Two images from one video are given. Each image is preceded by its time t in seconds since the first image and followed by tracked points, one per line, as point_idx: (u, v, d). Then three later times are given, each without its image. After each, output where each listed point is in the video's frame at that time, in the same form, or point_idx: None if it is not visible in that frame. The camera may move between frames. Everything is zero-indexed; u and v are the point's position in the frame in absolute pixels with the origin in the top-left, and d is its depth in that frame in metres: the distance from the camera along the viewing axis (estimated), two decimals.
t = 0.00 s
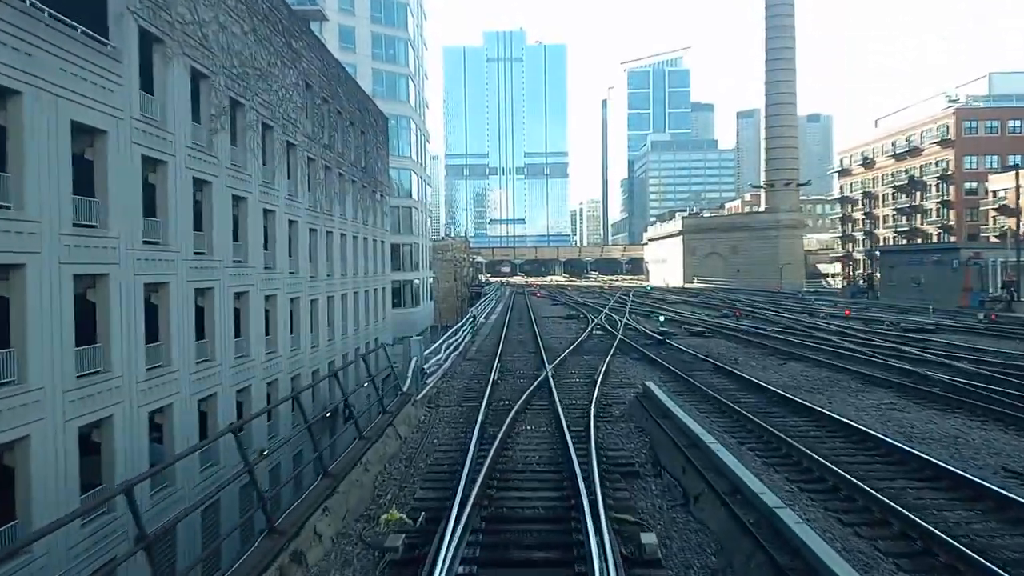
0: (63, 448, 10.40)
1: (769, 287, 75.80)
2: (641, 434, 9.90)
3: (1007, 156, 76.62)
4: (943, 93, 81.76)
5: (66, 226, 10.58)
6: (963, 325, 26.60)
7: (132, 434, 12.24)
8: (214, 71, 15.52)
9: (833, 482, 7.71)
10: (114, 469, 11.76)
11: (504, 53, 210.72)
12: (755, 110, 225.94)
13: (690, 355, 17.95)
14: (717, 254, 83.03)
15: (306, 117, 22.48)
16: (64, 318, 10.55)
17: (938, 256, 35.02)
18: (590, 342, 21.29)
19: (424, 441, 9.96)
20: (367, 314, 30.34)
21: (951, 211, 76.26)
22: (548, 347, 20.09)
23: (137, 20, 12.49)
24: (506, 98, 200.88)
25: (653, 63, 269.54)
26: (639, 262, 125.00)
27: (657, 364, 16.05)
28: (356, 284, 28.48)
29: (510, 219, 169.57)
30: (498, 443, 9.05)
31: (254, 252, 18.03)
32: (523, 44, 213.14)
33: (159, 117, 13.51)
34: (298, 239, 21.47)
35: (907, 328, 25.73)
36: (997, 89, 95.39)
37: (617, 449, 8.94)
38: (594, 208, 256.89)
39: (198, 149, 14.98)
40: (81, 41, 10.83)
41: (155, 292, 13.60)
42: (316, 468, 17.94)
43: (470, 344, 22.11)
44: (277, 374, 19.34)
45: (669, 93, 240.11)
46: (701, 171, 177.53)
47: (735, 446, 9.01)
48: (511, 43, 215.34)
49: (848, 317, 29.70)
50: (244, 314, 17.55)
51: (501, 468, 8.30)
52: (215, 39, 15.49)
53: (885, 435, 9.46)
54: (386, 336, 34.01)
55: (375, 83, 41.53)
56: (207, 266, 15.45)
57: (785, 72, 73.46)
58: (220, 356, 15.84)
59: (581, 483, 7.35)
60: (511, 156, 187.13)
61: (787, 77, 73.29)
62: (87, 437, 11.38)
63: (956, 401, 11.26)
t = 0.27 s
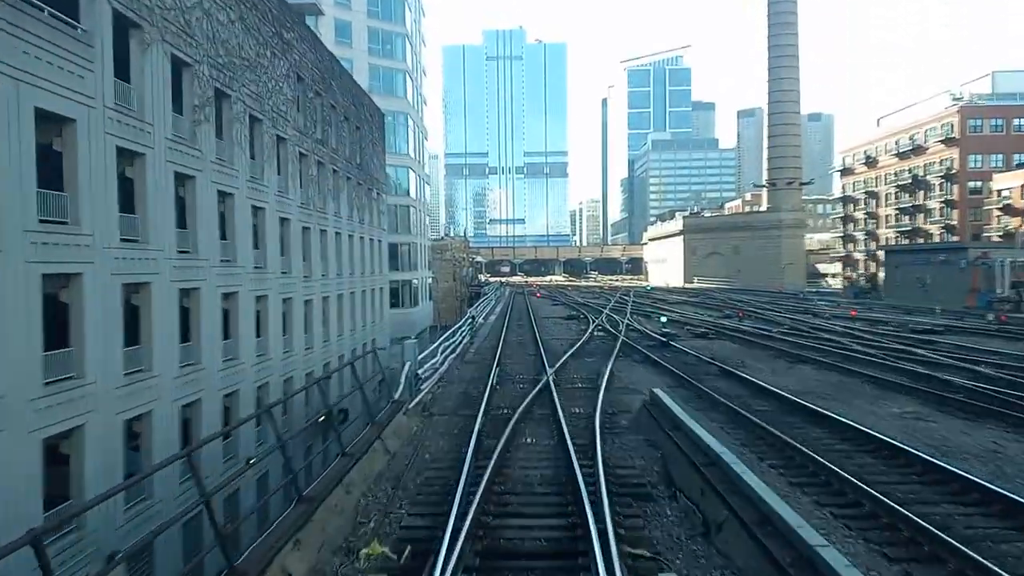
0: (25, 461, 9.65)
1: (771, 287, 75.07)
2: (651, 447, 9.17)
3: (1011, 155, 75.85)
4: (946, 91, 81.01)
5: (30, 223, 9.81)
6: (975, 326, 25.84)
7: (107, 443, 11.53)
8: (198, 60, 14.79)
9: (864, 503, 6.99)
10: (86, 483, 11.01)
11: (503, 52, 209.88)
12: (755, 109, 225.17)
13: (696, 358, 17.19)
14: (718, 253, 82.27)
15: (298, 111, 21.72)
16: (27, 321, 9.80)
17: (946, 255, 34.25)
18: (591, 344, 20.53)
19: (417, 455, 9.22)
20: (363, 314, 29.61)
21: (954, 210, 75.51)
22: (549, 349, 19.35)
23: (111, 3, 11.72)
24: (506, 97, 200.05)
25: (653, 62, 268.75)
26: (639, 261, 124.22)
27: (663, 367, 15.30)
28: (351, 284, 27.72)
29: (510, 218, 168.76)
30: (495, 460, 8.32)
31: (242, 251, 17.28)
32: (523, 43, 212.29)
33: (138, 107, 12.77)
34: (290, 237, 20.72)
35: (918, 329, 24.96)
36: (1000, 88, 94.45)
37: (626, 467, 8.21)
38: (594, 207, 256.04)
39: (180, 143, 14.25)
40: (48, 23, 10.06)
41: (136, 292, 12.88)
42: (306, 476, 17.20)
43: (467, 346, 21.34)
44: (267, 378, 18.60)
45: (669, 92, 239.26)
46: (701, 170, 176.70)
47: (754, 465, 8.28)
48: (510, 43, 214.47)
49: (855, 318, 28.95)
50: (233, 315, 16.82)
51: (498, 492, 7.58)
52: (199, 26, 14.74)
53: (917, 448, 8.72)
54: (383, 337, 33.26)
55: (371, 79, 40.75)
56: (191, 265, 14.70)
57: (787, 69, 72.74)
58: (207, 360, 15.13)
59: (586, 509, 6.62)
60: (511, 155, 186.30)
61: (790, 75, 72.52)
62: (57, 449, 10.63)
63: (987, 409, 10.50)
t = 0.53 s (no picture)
0: None
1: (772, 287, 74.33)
2: (662, 462, 8.49)
3: (1014, 155, 75.14)
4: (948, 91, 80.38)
5: None
6: (987, 328, 25.14)
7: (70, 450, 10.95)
8: (179, 48, 14.18)
9: (907, 531, 6.28)
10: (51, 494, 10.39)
11: (503, 52, 209.34)
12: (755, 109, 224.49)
13: (705, 363, 16.51)
14: (720, 254, 81.68)
15: (292, 106, 21.09)
16: None
17: (955, 255, 33.52)
18: (595, 347, 19.86)
19: (409, 469, 8.55)
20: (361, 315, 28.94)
21: (956, 210, 74.85)
22: (549, 353, 18.68)
23: None
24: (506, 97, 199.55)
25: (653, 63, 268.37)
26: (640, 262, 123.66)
27: (671, 373, 14.63)
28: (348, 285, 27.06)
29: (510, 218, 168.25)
30: (493, 479, 7.65)
31: (228, 249, 16.59)
32: (524, 43, 211.75)
33: (111, 96, 12.09)
34: (282, 236, 20.06)
35: (929, 331, 24.27)
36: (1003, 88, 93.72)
37: (637, 486, 7.53)
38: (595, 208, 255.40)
39: (162, 135, 13.62)
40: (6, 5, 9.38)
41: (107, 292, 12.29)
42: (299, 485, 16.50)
43: (465, 348, 20.66)
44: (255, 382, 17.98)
45: (670, 92, 238.29)
46: (701, 171, 176.14)
47: (776, 482, 7.60)
48: (511, 43, 214.05)
49: (865, 321, 28.26)
50: (218, 316, 16.21)
51: (496, 515, 6.90)
52: (180, 13, 14.07)
53: (949, 464, 8.03)
54: (380, 339, 32.59)
55: (369, 77, 40.10)
56: (171, 264, 14.00)
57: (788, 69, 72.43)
58: (186, 362, 14.54)
59: (594, 539, 5.93)
60: (511, 155, 185.77)
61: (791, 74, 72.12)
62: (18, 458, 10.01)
63: (1018, 420, 9.82)
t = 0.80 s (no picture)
0: None
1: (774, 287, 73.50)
2: (677, 482, 7.68)
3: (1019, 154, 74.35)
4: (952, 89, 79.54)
5: None
6: (1002, 330, 24.36)
7: (43, 469, 10.03)
8: (164, 35, 13.34)
9: (963, 571, 5.51)
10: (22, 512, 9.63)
11: (503, 50, 208.29)
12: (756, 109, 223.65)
13: (713, 366, 15.71)
14: (722, 253, 80.80)
15: (282, 98, 20.27)
16: None
17: (965, 255, 32.73)
18: (597, 349, 19.06)
19: (396, 491, 7.73)
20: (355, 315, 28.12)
21: (961, 210, 74.04)
22: (551, 356, 17.90)
23: None
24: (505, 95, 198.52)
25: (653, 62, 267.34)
26: (640, 261, 122.75)
27: (679, 378, 13.82)
28: (343, 284, 26.28)
29: (509, 218, 167.33)
30: (490, 505, 6.84)
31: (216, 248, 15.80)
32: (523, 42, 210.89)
33: (91, 87, 11.29)
34: (271, 234, 19.24)
35: (942, 333, 23.48)
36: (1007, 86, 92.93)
37: (651, 514, 6.72)
38: (594, 207, 254.44)
39: (143, 127, 12.76)
40: None
41: (84, 294, 11.40)
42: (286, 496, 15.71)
43: (462, 350, 19.85)
44: (243, 387, 17.12)
45: (670, 91, 237.41)
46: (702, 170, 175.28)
47: (807, 508, 6.78)
48: (510, 42, 213.00)
49: (873, 321, 27.47)
50: (202, 319, 15.34)
51: (491, 550, 6.10)
52: None
53: (996, 485, 7.28)
54: (376, 340, 31.76)
55: (366, 72, 39.21)
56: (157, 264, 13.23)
57: (791, 67, 71.54)
58: (173, 369, 13.64)
59: None
60: (511, 155, 184.81)
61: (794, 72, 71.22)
62: None
63: None
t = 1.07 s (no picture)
0: None
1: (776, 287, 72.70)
2: (694, 506, 6.95)
3: None
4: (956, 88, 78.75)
5: None
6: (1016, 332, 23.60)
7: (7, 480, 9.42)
8: (142, 19, 12.70)
9: None
10: None
11: (503, 49, 207.44)
12: (757, 109, 222.74)
13: (722, 372, 14.95)
14: (723, 253, 80.04)
15: (274, 90, 19.55)
16: None
17: (975, 256, 31.94)
18: (600, 353, 18.33)
19: (383, 516, 7.01)
20: (351, 316, 27.29)
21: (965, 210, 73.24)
22: (551, 359, 17.20)
23: None
24: (505, 95, 197.72)
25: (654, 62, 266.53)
26: (640, 261, 121.98)
27: (687, 385, 13.08)
28: (338, 284, 25.57)
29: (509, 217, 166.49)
30: (487, 534, 6.11)
31: (200, 245, 15.12)
32: (523, 41, 210.16)
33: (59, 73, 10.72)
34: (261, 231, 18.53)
35: (955, 335, 22.73)
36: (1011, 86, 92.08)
37: (668, 545, 5.99)
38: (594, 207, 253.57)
39: (121, 116, 12.18)
40: None
41: (52, 294, 10.98)
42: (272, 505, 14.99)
43: (460, 353, 19.12)
44: (230, 391, 16.46)
45: (671, 91, 236.47)
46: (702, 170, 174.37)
47: (843, 538, 6.05)
48: (511, 41, 212.16)
49: (883, 324, 26.68)
50: (186, 321, 14.77)
51: None
52: None
53: None
54: (372, 341, 30.97)
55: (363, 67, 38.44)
56: (133, 261, 12.64)
57: (793, 65, 70.83)
58: (151, 372, 13.05)
59: None
60: (511, 154, 184.01)
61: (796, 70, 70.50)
62: None
63: None
